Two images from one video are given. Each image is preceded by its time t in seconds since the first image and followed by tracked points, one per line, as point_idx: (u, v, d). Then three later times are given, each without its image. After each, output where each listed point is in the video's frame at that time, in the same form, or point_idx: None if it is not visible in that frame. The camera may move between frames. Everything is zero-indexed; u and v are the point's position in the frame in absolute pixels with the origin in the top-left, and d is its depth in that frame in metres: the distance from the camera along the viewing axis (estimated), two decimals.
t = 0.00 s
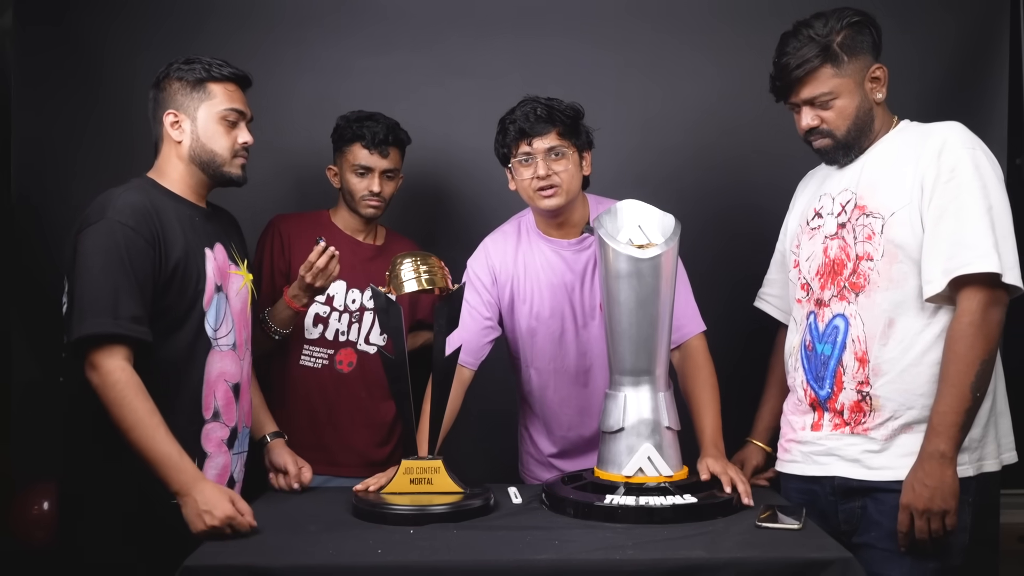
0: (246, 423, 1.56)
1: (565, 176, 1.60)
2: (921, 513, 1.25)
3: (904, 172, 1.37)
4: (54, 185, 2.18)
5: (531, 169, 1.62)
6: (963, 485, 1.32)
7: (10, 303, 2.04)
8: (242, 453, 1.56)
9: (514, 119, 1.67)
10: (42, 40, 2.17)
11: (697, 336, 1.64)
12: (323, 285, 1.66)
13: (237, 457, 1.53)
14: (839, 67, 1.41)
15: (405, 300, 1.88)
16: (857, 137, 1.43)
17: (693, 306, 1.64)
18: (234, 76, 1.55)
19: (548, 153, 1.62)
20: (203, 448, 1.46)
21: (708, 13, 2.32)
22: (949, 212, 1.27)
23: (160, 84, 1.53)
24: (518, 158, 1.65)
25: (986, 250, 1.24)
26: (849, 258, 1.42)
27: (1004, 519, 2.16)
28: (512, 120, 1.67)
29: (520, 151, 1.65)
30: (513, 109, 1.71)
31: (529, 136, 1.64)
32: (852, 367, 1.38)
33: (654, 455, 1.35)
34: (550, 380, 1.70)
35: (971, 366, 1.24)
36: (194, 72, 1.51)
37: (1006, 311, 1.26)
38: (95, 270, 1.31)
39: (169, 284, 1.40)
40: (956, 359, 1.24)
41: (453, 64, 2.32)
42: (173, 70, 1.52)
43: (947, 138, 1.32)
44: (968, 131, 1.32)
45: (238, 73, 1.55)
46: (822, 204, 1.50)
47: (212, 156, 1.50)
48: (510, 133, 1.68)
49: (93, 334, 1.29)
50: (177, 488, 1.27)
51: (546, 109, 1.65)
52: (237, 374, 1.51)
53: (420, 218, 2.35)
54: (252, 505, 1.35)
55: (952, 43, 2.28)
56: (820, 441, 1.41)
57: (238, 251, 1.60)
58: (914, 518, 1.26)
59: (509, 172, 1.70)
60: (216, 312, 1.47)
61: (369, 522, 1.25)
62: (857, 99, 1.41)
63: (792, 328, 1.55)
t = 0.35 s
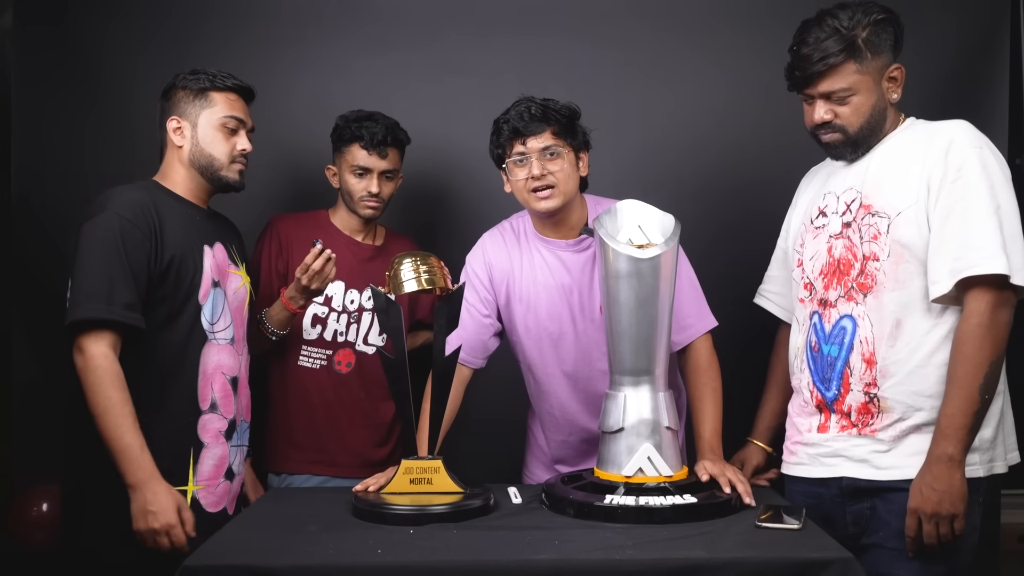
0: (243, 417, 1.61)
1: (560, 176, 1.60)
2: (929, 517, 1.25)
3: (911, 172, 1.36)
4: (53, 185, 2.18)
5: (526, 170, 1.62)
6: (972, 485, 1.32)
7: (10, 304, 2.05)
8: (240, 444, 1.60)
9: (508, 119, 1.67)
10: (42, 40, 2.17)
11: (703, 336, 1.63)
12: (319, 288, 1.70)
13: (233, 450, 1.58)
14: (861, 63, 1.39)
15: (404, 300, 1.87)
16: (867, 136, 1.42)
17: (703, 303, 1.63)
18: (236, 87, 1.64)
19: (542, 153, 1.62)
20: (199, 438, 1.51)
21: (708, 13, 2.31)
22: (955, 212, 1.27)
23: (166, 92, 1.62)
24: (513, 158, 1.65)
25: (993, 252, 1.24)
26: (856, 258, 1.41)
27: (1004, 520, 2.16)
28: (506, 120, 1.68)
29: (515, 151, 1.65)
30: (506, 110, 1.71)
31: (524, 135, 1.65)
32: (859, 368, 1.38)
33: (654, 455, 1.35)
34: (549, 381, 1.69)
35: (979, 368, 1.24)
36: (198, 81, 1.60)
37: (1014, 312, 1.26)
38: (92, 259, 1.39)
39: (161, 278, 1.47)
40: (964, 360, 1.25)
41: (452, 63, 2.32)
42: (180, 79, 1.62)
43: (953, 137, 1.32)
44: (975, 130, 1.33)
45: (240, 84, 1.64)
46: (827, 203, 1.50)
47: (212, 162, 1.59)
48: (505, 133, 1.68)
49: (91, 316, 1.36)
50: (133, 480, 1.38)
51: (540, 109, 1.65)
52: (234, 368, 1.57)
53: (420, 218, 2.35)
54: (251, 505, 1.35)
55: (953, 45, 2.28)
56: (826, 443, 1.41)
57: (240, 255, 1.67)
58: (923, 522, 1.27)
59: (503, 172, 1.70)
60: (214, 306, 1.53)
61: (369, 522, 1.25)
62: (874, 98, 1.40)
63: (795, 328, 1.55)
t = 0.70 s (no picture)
0: (239, 417, 1.61)
1: (558, 176, 1.59)
2: (946, 532, 1.24)
3: (936, 174, 1.36)
4: (52, 186, 2.19)
5: (523, 170, 1.62)
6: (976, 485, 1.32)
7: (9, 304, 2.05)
8: (236, 444, 1.60)
9: (505, 120, 1.66)
10: (42, 41, 2.17)
11: (702, 336, 1.63)
12: (311, 287, 1.70)
13: (228, 449, 1.58)
14: (889, 60, 1.37)
15: (404, 301, 1.87)
16: (893, 135, 1.41)
17: (701, 302, 1.63)
18: (244, 95, 1.66)
19: (540, 153, 1.62)
20: (192, 435, 1.51)
21: (708, 14, 2.32)
22: (979, 217, 1.27)
23: (178, 96, 1.65)
24: (510, 159, 1.65)
25: (1017, 259, 1.23)
26: (877, 259, 1.41)
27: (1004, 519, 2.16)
28: (503, 121, 1.67)
29: (511, 151, 1.65)
30: (503, 110, 1.70)
31: (520, 136, 1.64)
32: (878, 372, 1.39)
33: (654, 455, 1.35)
34: (546, 379, 1.68)
35: (1000, 378, 1.23)
36: (207, 86, 1.62)
37: None
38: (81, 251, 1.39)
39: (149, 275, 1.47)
40: (984, 371, 1.24)
41: (452, 64, 2.32)
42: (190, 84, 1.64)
43: (981, 139, 1.31)
44: (1007, 131, 1.32)
45: (250, 92, 1.66)
46: (851, 200, 1.50)
47: (212, 164, 1.60)
48: (500, 134, 1.67)
49: (78, 309, 1.36)
50: (60, 480, 1.36)
51: (537, 109, 1.65)
52: (229, 367, 1.57)
53: (419, 218, 2.35)
54: (252, 505, 1.35)
55: (953, 44, 2.27)
56: (844, 448, 1.42)
57: (241, 256, 1.67)
58: (939, 538, 1.26)
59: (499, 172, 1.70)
60: (210, 305, 1.54)
61: (370, 522, 1.26)
62: (901, 95, 1.39)
63: (815, 328, 1.56)
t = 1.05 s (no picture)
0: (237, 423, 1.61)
1: (560, 176, 1.60)
2: (1009, 531, 1.19)
3: (994, 156, 1.28)
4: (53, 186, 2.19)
5: (525, 169, 1.62)
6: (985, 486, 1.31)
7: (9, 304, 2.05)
8: (235, 449, 1.60)
9: (510, 117, 1.67)
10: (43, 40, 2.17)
11: (693, 336, 1.64)
12: (315, 297, 1.71)
13: (227, 454, 1.58)
14: (931, 34, 1.29)
15: (405, 301, 1.87)
16: (937, 114, 1.33)
17: (693, 304, 1.64)
18: (254, 100, 1.64)
19: (543, 153, 1.62)
20: (189, 442, 1.51)
21: (709, 14, 2.32)
22: None
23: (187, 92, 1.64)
24: (513, 156, 1.65)
25: None
26: (933, 247, 1.33)
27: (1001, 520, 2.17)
28: (508, 119, 1.68)
29: (515, 149, 1.65)
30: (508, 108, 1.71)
31: (524, 134, 1.65)
32: (940, 365, 1.31)
33: (654, 455, 1.35)
34: (537, 380, 1.68)
35: None
36: (216, 89, 1.61)
37: None
38: (79, 254, 1.38)
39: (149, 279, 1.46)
40: None
41: (453, 64, 2.32)
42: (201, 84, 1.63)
43: None
44: None
45: (260, 97, 1.64)
46: (898, 183, 1.41)
47: (215, 170, 1.59)
48: (505, 131, 1.68)
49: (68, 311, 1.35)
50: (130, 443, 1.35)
51: (542, 109, 1.65)
52: (230, 373, 1.57)
53: (420, 218, 2.35)
54: (252, 505, 1.35)
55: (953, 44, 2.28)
56: (908, 449, 1.34)
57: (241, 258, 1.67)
58: (999, 536, 1.20)
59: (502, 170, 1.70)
60: (211, 310, 1.53)
61: (370, 522, 1.26)
62: (946, 72, 1.30)
63: (861, 318, 1.47)
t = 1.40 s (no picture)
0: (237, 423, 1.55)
1: (564, 176, 1.60)
2: None
3: None
4: (53, 186, 2.20)
5: (529, 169, 1.61)
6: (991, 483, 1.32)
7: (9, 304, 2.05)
8: (233, 450, 1.53)
9: (514, 118, 1.68)
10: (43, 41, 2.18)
11: (693, 338, 1.64)
12: (317, 295, 1.71)
13: (227, 456, 1.51)
14: (949, 33, 1.29)
15: (406, 301, 1.87)
16: (962, 112, 1.33)
17: (692, 305, 1.64)
18: (229, 97, 1.46)
19: (547, 153, 1.62)
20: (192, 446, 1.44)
21: (708, 14, 2.32)
22: None
23: (158, 85, 1.48)
24: (516, 157, 1.64)
25: None
26: (966, 252, 1.32)
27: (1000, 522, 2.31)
28: (512, 119, 1.68)
29: (518, 150, 1.65)
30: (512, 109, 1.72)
31: (529, 134, 1.65)
32: (975, 373, 1.30)
33: (654, 455, 1.35)
34: (536, 380, 1.68)
35: None
36: (186, 84, 1.44)
37: None
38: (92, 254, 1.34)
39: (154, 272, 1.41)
40: None
41: (453, 65, 2.32)
42: (173, 74, 1.46)
43: None
44: None
45: (237, 94, 1.46)
46: (928, 185, 1.40)
47: (187, 175, 1.45)
48: (510, 131, 1.69)
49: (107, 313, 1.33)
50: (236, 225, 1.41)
51: (547, 109, 1.66)
52: (228, 373, 1.51)
53: (420, 218, 2.35)
54: (252, 505, 1.35)
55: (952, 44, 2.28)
56: (943, 456, 1.33)
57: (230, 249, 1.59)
58: None
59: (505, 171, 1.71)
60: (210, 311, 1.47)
61: (370, 522, 1.26)
62: (969, 68, 1.30)
63: (891, 323, 1.46)
